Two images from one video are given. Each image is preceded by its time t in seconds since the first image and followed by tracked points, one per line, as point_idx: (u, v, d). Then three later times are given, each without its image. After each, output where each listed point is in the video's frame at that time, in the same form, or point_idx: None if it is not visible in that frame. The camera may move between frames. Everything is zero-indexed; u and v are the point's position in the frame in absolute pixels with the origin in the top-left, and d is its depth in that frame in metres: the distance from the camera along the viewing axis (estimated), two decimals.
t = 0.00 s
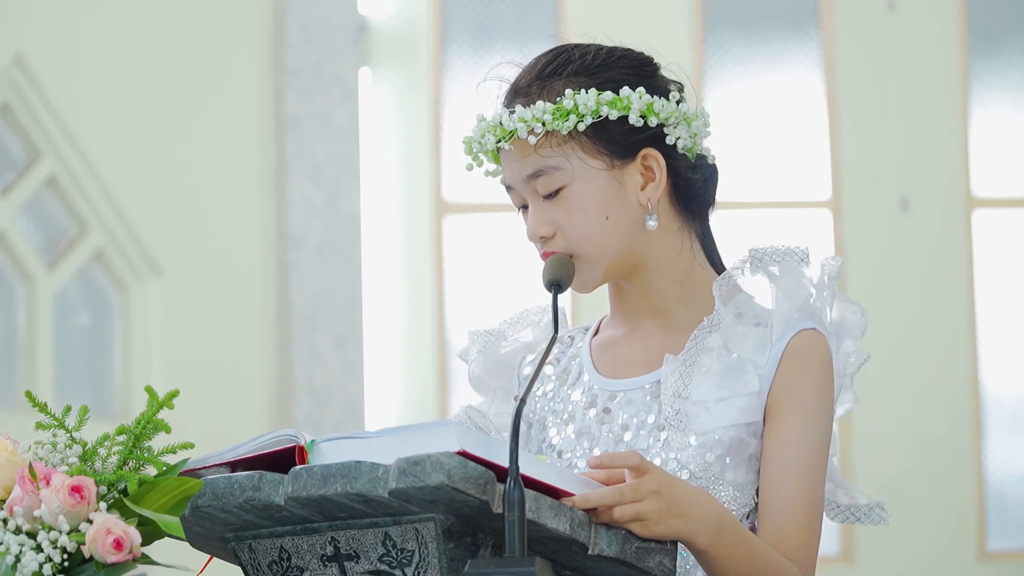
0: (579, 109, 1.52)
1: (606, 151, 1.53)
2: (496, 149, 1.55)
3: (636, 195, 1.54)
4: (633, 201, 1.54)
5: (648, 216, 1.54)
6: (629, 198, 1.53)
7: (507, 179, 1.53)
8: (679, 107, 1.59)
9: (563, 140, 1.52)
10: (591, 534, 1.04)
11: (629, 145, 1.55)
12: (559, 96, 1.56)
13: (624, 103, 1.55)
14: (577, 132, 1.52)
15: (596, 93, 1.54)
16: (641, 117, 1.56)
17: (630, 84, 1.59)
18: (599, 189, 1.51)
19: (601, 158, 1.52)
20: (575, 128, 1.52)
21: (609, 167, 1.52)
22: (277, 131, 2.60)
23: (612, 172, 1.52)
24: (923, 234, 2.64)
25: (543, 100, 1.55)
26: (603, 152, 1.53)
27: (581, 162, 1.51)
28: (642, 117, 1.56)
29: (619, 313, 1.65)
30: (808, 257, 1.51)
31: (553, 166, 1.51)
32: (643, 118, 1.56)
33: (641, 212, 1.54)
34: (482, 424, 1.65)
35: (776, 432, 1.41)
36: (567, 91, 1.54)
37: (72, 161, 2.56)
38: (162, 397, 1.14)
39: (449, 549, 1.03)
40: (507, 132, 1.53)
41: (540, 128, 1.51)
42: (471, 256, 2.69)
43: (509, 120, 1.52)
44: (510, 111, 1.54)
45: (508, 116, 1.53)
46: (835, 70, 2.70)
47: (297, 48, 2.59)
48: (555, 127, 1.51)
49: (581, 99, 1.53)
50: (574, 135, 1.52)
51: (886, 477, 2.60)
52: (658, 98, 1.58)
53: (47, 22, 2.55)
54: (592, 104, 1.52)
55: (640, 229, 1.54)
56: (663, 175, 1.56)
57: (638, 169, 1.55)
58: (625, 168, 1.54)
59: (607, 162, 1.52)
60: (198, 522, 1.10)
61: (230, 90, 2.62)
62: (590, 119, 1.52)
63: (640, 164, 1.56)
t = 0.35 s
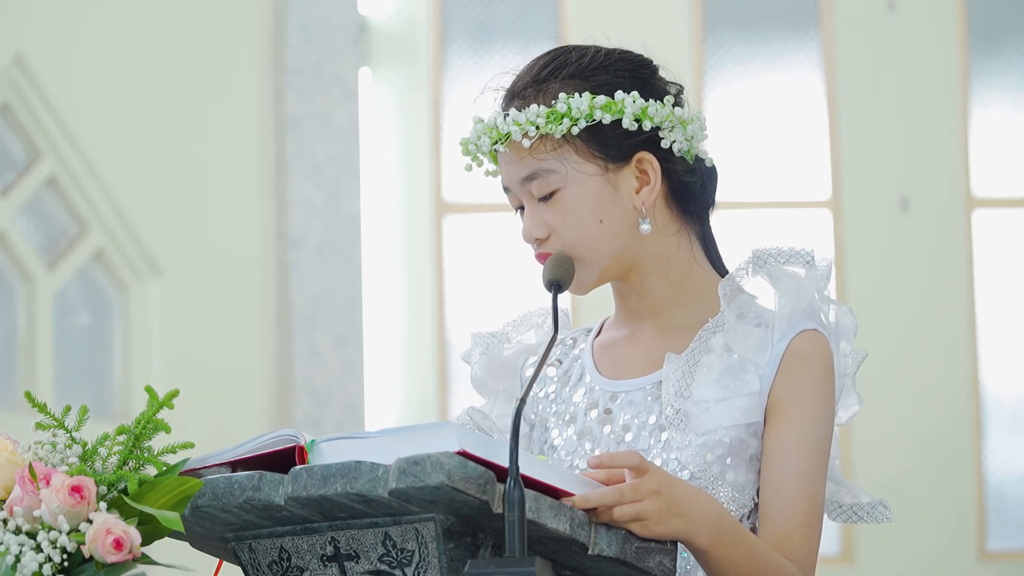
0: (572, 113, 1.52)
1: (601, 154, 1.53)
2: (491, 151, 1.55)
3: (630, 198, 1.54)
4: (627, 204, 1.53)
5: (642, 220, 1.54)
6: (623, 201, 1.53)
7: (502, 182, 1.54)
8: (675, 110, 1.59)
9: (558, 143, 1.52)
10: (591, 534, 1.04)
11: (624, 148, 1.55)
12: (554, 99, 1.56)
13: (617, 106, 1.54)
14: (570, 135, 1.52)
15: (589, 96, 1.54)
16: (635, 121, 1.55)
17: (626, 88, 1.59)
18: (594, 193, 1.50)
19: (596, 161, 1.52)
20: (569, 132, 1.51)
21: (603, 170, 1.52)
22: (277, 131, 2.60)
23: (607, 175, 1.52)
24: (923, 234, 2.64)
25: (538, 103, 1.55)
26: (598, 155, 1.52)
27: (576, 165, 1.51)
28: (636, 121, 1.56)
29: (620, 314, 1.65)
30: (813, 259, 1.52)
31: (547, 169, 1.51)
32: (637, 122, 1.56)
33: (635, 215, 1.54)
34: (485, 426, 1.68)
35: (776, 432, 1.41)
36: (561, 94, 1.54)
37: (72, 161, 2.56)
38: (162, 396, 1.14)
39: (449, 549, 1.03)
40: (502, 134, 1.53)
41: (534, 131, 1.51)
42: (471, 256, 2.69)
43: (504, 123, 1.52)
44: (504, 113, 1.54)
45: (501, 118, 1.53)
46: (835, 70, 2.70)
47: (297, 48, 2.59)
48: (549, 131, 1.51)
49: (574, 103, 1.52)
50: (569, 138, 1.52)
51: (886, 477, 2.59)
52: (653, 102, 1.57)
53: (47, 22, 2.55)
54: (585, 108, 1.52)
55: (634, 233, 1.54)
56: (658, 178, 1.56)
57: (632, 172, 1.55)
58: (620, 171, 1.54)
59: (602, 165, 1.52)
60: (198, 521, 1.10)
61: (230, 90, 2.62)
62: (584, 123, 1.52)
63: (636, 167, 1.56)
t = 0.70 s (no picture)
0: (569, 110, 1.52)
1: (598, 153, 1.53)
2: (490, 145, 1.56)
3: (626, 198, 1.54)
4: (623, 204, 1.53)
5: (638, 219, 1.54)
6: (619, 201, 1.53)
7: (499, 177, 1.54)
8: (674, 111, 1.59)
9: (555, 139, 1.52)
10: (591, 534, 1.04)
11: (624, 147, 1.55)
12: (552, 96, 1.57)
13: (615, 105, 1.55)
14: (567, 132, 1.52)
15: (587, 94, 1.54)
16: (631, 120, 1.55)
17: (626, 87, 1.59)
18: (590, 192, 1.50)
19: (592, 160, 1.52)
20: (566, 129, 1.52)
21: (600, 169, 1.52)
22: (277, 131, 2.60)
23: (602, 174, 1.52)
24: (923, 234, 2.64)
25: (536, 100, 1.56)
26: (595, 154, 1.52)
27: (573, 163, 1.51)
28: (633, 121, 1.55)
29: (617, 315, 1.65)
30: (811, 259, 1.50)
31: (544, 165, 1.51)
32: (635, 122, 1.56)
33: (631, 215, 1.54)
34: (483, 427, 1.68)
35: (774, 432, 1.41)
36: (558, 92, 1.54)
37: (72, 161, 2.56)
38: (162, 396, 1.13)
39: (449, 549, 1.03)
40: (499, 130, 1.54)
41: (531, 127, 1.52)
42: (471, 256, 2.69)
43: (502, 118, 1.53)
44: (502, 108, 1.55)
45: (500, 113, 1.54)
46: (835, 70, 2.70)
47: (297, 48, 2.59)
48: (546, 127, 1.52)
49: (572, 100, 1.53)
50: (566, 135, 1.52)
51: (887, 477, 2.59)
52: (651, 102, 1.57)
53: (47, 22, 2.55)
54: (582, 104, 1.52)
55: (630, 233, 1.53)
56: (654, 179, 1.56)
57: (629, 172, 1.55)
58: (616, 170, 1.54)
59: (598, 164, 1.52)
60: (198, 522, 1.10)
61: (230, 90, 2.62)
62: (582, 120, 1.52)
63: (632, 167, 1.56)
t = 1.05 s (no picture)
0: (568, 108, 1.52)
1: (596, 151, 1.53)
2: (490, 143, 1.56)
3: (625, 198, 1.54)
4: (621, 204, 1.53)
5: (635, 219, 1.54)
6: (617, 200, 1.53)
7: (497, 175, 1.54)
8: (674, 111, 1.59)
9: (554, 137, 1.52)
10: (591, 534, 1.04)
11: (624, 146, 1.55)
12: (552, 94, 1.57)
13: (614, 104, 1.54)
14: (566, 130, 1.52)
15: (587, 92, 1.54)
16: (630, 119, 1.55)
17: (626, 86, 1.59)
18: (588, 191, 1.50)
19: (591, 159, 1.52)
20: (565, 127, 1.52)
21: (598, 167, 1.52)
22: (277, 131, 2.60)
23: (601, 172, 1.52)
24: (923, 234, 2.64)
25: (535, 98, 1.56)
26: (593, 153, 1.52)
27: (571, 161, 1.51)
28: (631, 120, 1.55)
29: (618, 316, 1.65)
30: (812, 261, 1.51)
31: (542, 164, 1.51)
32: (633, 121, 1.56)
33: (628, 215, 1.54)
34: (484, 428, 1.66)
35: (774, 432, 1.41)
36: (558, 89, 1.54)
37: (72, 161, 2.57)
38: (162, 396, 1.13)
39: (449, 549, 1.03)
40: (499, 128, 1.54)
41: (529, 125, 1.52)
42: (471, 256, 2.69)
43: (501, 116, 1.54)
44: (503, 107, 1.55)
45: (499, 111, 1.54)
46: (836, 70, 2.70)
47: (297, 48, 2.59)
48: (544, 125, 1.52)
49: (571, 98, 1.53)
50: (565, 134, 1.52)
51: (887, 477, 2.59)
52: (651, 101, 1.57)
53: (47, 22, 2.56)
54: (581, 103, 1.52)
55: (627, 232, 1.53)
56: (652, 179, 1.56)
57: (627, 171, 1.55)
58: (615, 169, 1.54)
59: (597, 163, 1.52)
60: (197, 522, 1.10)
61: (230, 90, 2.62)
62: (580, 119, 1.52)
63: (630, 167, 1.56)
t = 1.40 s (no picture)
0: (576, 103, 1.53)
1: (601, 147, 1.53)
2: (493, 139, 1.56)
3: (629, 194, 1.54)
4: (626, 200, 1.53)
5: (640, 215, 1.54)
6: (622, 196, 1.53)
7: (501, 173, 1.53)
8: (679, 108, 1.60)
9: (559, 133, 1.52)
10: (591, 534, 1.04)
11: (627, 142, 1.55)
12: (558, 90, 1.57)
13: (621, 99, 1.55)
14: (573, 125, 1.52)
15: (594, 87, 1.55)
16: (637, 115, 1.56)
17: (630, 83, 1.59)
18: (593, 187, 1.50)
19: (596, 154, 1.52)
20: (572, 122, 1.52)
21: (604, 163, 1.52)
22: (277, 131, 2.60)
23: (606, 168, 1.52)
24: (923, 234, 2.64)
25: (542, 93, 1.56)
26: (599, 148, 1.52)
27: (577, 157, 1.51)
28: (638, 116, 1.56)
29: (613, 318, 1.65)
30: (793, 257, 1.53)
31: (547, 159, 1.50)
32: (640, 117, 1.56)
33: (634, 211, 1.54)
34: (482, 429, 1.68)
35: (772, 433, 1.41)
36: (566, 84, 1.54)
37: (72, 161, 2.57)
38: (162, 396, 1.13)
39: (449, 549, 1.03)
40: (504, 124, 1.53)
41: (537, 120, 1.51)
42: (471, 256, 2.69)
43: (507, 111, 1.53)
44: (508, 103, 1.54)
45: (505, 107, 1.53)
46: (836, 70, 2.70)
47: (297, 48, 2.59)
48: (551, 120, 1.51)
49: (579, 93, 1.53)
50: (571, 128, 1.52)
51: (887, 477, 2.59)
52: (657, 98, 1.58)
53: (47, 22, 2.56)
54: (590, 98, 1.53)
55: (632, 228, 1.53)
56: (657, 175, 1.56)
57: (632, 167, 1.55)
58: (621, 165, 1.54)
59: (603, 159, 1.52)
60: (198, 522, 1.10)
61: (230, 90, 2.62)
62: (588, 114, 1.53)
63: (636, 163, 1.56)
